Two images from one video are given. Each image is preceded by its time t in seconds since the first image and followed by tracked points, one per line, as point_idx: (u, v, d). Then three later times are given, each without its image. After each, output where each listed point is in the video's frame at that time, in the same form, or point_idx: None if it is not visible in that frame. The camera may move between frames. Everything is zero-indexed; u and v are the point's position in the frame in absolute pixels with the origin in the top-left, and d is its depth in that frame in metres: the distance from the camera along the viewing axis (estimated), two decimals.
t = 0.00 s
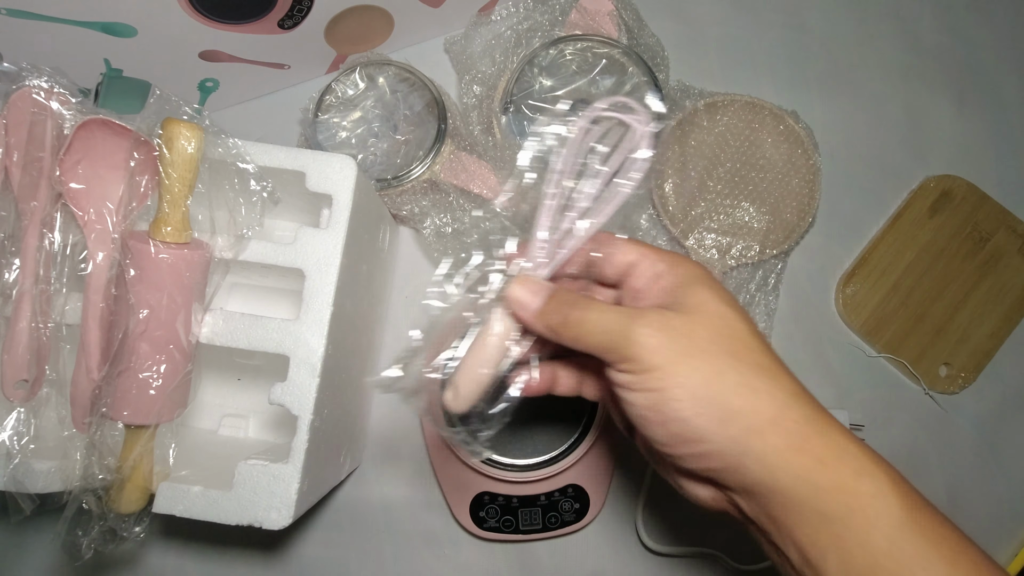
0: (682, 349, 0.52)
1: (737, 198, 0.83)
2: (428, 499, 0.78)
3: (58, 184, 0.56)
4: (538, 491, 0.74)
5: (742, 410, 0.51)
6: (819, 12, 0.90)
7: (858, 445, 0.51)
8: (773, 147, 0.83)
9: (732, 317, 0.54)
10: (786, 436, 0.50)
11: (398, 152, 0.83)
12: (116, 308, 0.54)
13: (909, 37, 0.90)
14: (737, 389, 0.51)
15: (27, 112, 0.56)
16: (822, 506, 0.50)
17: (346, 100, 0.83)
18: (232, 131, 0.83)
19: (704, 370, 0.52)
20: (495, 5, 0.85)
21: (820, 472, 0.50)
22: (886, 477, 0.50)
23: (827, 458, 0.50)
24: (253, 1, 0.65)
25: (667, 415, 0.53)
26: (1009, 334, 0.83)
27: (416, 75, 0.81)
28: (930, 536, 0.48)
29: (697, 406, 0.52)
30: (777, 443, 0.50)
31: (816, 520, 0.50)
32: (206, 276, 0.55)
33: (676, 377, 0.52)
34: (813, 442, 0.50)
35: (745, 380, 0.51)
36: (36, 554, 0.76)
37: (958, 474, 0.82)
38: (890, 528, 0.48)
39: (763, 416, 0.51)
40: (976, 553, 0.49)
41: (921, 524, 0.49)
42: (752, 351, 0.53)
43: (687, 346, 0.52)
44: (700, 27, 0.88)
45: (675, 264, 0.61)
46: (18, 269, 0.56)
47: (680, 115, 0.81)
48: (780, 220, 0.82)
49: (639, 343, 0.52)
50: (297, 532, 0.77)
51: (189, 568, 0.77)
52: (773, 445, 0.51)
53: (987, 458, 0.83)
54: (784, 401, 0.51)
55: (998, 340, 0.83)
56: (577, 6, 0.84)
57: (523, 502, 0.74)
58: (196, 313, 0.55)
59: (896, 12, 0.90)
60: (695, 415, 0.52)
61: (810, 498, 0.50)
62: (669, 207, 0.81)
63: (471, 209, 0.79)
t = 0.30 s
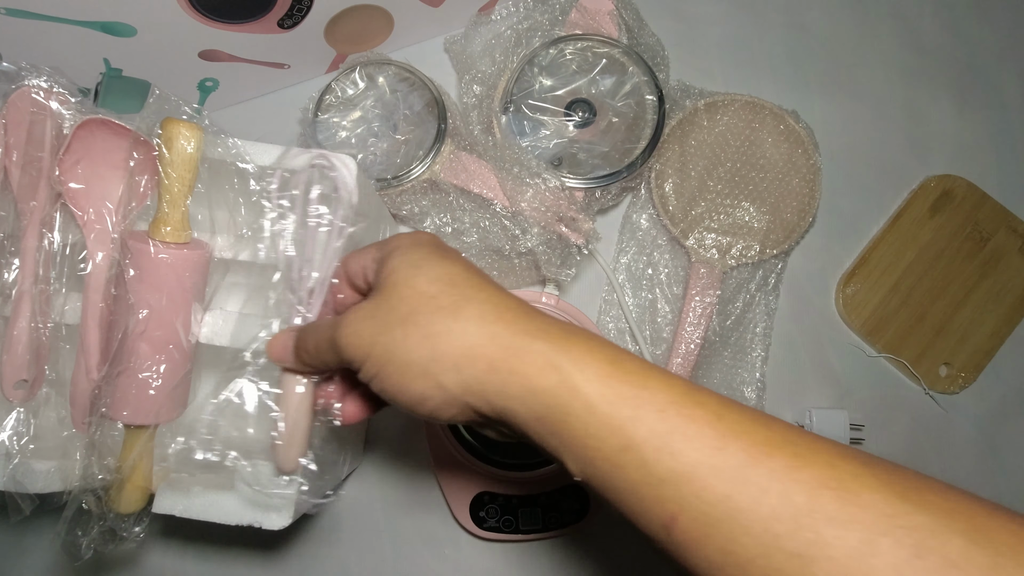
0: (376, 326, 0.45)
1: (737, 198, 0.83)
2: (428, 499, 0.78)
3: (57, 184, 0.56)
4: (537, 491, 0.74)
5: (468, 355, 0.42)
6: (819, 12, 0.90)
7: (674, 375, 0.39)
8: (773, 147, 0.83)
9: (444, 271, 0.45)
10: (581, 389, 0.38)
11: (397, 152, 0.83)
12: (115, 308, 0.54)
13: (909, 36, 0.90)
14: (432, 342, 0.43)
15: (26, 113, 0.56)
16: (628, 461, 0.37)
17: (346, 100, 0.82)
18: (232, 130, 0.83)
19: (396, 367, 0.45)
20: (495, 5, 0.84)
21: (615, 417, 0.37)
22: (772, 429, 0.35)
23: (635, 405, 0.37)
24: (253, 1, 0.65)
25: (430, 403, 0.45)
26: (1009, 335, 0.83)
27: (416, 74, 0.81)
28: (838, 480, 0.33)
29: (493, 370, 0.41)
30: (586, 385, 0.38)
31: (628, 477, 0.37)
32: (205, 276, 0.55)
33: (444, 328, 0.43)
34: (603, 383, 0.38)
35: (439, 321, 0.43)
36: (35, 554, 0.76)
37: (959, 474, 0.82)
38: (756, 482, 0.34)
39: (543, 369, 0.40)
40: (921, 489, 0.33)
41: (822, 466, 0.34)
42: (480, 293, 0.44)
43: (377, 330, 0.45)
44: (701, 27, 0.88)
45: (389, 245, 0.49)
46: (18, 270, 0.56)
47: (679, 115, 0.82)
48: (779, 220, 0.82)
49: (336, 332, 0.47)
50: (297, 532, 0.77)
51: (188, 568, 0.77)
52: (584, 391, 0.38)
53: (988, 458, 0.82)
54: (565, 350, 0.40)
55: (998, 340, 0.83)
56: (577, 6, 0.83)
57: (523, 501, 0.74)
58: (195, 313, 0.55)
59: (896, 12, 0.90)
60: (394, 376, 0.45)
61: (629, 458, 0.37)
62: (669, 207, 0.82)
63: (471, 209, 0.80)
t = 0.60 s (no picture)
0: (430, 361, 0.41)
1: (737, 197, 0.83)
2: (428, 498, 0.78)
3: (56, 184, 0.56)
4: (538, 491, 0.74)
5: (526, 398, 0.39)
6: (819, 11, 0.90)
7: (752, 447, 0.35)
8: (773, 147, 0.83)
9: (505, 301, 0.41)
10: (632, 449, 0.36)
11: (397, 152, 0.83)
12: (115, 307, 0.54)
13: (909, 36, 0.90)
14: (482, 386, 0.40)
15: (26, 113, 0.56)
16: (666, 524, 0.35)
17: (346, 100, 0.83)
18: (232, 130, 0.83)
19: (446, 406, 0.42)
20: (495, 5, 0.84)
21: (678, 490, 0.34)
22: (852, 516, 0.33)
23: (694, 477, 0.34)
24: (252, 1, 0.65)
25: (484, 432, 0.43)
26: (1009, 334, 0.83)
27: (416, 74, 0.80)
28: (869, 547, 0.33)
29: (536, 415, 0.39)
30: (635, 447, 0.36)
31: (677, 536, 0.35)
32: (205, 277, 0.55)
33: (488, 368, 0.40)
34: (649, 447, 0.35)
35: (498, 363, 0.39)
36: (36, 554, 0.76)
37: (958, 475, 0.82)
38: (815, 569, 0.32)
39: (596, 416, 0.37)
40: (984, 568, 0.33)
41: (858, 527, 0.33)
42: (545, 327, 0.40)
43: (428, 365, 0.41)
44: (701, 27, 0.88)
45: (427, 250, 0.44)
46: (18, 269, 0.56)
47: (679, 115, 0.82)
48: (780, 220, 0.82)
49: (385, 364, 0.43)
50: (297, 531, 0.77)
51: (188, 568, 0.77)
52: (629, 458, 0.36)
53: (988, 458, 0.82)
54: (626, 410, 0.36)
55: (998, 340, 0.82)
56: (577, 5, 0.83)
57: (523, 502, 0.74)
58: (195, 313, 0.55)
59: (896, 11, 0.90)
60: (447, 412, 0.42)
61: (688, 531, 0.34)
62: (669, 207, 0.82)
63: (471, 209, 0.80)
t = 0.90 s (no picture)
0: (772, 406, 0.39)
1: (737, 197, 0.83)
2: (427, 498, 0.78)
3: (56, 184, 0.56)
4: (538, 491, 0.74)
5: (841, 494, 0.41)
6: (818, 12, 0.90)
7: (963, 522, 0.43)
8: (774, 147, 0.83)
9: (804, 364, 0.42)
10: None
11: (397, 152, 0.82)
12: (115, 307, 0.54)
13: (909, 36, 0.90)
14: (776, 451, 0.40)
15: (25, 112, 0.56)
16: None
17: (346, 100, 0.83)
18: (232, 130, 0.83)
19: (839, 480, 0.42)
20: (495, 5, 0.84)
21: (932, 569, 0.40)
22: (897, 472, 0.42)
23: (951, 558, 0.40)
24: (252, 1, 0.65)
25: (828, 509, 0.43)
26: (1009, 334, 0.83)
27: (416, 74, 0.80)
28: None
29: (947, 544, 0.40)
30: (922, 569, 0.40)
31: None
32: (205, 277, 0.55)
33: (802, 431, 0.40)
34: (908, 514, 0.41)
35: (797, 434, 0.40)
36: (37, 554, 0.76)
37: (958, 475, 0.81)
38: None
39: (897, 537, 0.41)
40: None
41: None
42: (904, 476, 0.43)
43: (764, 411, 0.39)
44: (701, 27, 0.88)
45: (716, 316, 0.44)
46: (17, 269, 0.56)
47: (680, 115, 0.82)
48: (780, 220, 0.82)
49: (719, 394, 0.38)
50: (297, 531, 0.77)
51: (188, 568, 0.77)
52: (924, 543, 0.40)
53: (987, 459, 0.82)
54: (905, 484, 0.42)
55: (999, 340, 0.82)
56: (576, 5, 0.83)
57: (523, 502, 0.74)
58: (194, 313, 0.55)
59: (896, 11, 0.90)
60: (731, 463, 0.41)
61: None
62: (668, 207, 0.82)
63: (471, 208, 0.80)
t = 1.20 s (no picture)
0: (977, 405, 0.46)
1: (737, 197, 0.82)
2: (427, 498, 0.78)
3: (54, 184, 0.55)
4: (538, 491, 0.74)
5: (934, 481, 0.47)
6: (819, 12, 0.90)
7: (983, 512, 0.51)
8: (774, 146, 0.83)
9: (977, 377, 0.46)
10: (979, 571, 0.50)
11: (397, 151, 0.82)
12: (113, 308, 0.54)
13: (909, 36, 0.90)
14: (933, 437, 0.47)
15: (23, 112, 0.55)
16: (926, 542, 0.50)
17: (345, 99, 0.82)
18: (231, 129, 0.83)
19: (974, 461, 0.47)
20: (494, 4, 0.84)
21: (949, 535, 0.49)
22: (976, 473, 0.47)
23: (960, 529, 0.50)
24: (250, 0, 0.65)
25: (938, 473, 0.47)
26: (1010, 335, 0.82)
27: (415, 74, 0.80)
28: None
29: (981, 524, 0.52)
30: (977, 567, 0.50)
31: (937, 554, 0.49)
32: (204, 277, 0.55)
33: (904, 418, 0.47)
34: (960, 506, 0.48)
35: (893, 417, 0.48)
36: (36, 555, 0.75)
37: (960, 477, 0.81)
38: None
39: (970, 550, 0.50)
40: None
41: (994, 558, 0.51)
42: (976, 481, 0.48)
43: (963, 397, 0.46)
44: (701, 26, 0.88)
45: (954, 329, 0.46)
46: (15, 270, 0.56)
47: (680, 114, 0.82)
48: (781, 219, 0.81)
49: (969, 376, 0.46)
50: (297, 531, 0.77)
51: (188, 569, 0.76)
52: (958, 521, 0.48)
53: (990, 461, 0.82)
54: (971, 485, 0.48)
55: (1000, 340, 0.82)
56: (576, 4, 0.83)
57: (523, 502, 0.74)
58: (193, 314, 0.55)
59: (896, 11, 0.90)
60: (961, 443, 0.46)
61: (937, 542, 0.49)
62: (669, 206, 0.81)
63: (471, 209, 0.79)
